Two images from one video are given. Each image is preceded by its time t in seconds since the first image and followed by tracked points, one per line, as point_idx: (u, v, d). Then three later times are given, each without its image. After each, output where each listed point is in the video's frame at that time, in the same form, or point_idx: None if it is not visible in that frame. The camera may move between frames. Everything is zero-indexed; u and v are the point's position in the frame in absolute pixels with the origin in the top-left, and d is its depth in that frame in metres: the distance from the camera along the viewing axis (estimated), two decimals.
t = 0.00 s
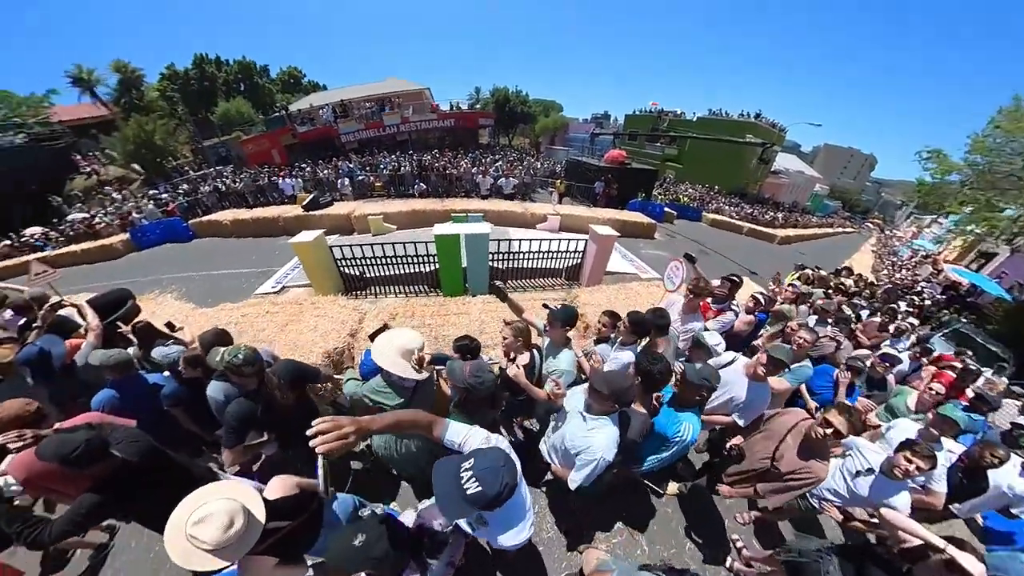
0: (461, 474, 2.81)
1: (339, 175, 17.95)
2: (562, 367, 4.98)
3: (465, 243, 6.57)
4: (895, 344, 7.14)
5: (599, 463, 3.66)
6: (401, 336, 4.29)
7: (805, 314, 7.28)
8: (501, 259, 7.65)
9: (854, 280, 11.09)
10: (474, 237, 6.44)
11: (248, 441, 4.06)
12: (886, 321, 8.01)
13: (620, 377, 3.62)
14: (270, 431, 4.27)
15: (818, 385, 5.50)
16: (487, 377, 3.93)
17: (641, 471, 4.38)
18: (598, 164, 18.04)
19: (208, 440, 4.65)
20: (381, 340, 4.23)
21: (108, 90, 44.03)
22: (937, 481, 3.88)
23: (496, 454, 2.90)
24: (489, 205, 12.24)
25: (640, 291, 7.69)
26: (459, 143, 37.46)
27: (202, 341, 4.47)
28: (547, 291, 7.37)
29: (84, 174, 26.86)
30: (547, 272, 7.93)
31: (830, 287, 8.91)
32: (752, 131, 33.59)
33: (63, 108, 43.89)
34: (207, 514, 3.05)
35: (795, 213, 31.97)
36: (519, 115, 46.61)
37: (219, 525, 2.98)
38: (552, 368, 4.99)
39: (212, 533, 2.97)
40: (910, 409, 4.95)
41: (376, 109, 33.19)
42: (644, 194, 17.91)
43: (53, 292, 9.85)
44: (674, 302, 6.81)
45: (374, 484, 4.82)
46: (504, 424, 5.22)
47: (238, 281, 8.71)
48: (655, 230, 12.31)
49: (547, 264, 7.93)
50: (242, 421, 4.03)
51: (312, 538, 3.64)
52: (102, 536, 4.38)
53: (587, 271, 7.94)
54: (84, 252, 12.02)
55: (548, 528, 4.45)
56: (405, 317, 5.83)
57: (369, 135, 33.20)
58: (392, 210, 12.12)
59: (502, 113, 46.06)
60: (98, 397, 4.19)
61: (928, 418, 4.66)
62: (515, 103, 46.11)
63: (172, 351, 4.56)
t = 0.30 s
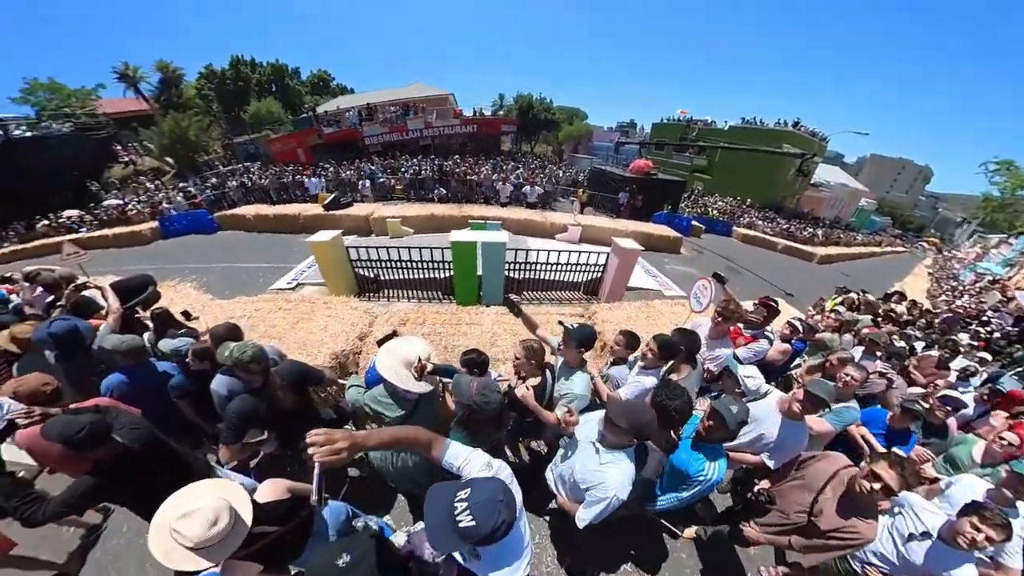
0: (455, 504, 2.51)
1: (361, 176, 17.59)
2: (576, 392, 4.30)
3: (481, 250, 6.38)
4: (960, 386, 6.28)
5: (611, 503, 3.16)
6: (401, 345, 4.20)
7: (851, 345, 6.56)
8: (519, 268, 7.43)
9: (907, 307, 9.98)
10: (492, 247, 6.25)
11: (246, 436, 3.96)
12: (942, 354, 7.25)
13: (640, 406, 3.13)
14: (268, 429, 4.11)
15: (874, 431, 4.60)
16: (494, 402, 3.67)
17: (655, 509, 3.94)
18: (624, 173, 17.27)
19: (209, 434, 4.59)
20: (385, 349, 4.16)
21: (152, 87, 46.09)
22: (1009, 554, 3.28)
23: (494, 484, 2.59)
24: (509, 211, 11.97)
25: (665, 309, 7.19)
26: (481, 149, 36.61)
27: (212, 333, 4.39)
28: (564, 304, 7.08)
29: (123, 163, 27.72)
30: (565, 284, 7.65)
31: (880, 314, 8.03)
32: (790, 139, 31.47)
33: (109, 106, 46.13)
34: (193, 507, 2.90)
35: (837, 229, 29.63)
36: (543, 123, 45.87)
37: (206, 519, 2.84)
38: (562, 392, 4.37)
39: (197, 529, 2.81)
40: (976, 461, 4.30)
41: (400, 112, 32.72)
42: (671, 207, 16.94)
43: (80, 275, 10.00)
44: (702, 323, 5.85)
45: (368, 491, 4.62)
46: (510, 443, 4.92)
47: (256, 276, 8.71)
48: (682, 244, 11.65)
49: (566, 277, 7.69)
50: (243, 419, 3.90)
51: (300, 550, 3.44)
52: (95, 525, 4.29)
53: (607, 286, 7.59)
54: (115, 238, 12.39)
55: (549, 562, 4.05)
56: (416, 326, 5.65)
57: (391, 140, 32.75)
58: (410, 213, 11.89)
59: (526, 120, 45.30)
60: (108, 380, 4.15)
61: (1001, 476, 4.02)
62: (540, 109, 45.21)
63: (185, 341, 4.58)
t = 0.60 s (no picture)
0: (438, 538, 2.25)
1: (383, 179, 17.84)
2: (588, 420, 3.90)
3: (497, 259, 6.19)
4: None
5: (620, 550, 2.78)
6: (405, 353, 4.05)
7: (908, 383, 5.82)
8: (536, 279, 7.19)
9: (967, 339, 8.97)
10: (509, 257, 6.05)
11: (243, 436, 3.86)
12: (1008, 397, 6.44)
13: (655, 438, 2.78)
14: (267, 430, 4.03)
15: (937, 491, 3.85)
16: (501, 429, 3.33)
17: (670, 560, 3.47)
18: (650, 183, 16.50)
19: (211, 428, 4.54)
20: (391, 356, 4.02)
21: (192, 89, 48.06)
22: None
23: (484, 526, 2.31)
24: (528, 219, 11.75)
25: (689, 329, 6.73)
26: (504, 155, 36.11)
27: (220, 329, 4.32)
28: (581, 320, 6.78)
29: (160, 157, 29.07)
30: (583, 298, 7.36)
31: (940, 346, 7.17)
32: (832, 148, 29.05)
33: (151, 104, 48.54)
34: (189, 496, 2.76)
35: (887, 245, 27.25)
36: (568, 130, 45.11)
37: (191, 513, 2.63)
38: (573, 417, 3.98)
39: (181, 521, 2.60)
40: None
41: (424, 119, 32.80)
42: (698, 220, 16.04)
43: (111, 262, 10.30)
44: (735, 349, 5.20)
45: (358, 504, 4.39)
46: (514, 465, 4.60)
47: (274, 272, 8.75)
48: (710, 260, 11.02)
49: (585, 290, 7.40)
50: (241, 419, 3.82)
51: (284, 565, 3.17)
52: (92, 505, 4.27)
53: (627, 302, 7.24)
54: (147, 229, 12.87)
55: None
56: (425, 334, 5.49)
57: (413, 144, 32.69)
58: (427, 217, 11.67)
59: (550, 127, 44.46)
60: (118, 365, 4.16)
61: None
62: (565, 116, 44.48)
63: (195, 332, 4.59)
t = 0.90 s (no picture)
0: None
1: (405, 183, 17.75)
2: (603, 454, 3.54)
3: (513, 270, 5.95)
4: None
5: None
6: (413, 357, 3.83)
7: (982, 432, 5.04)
8: (553, 292, 6.89)
9: None
10: (527, 267, 5.81)
11: (237, 438, 3.87)
12: None
13: (675, 483, 2.39)
14: (261, 433, 3.99)
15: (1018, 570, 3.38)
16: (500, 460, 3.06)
17: None
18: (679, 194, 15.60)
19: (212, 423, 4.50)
20: (393, 361, 3.80)
21: (231, 92, 51.22)
22: None
23: None
24: (549, 230, 11.47)
25: (716, 352, 6.25)
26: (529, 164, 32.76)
27: (227, 326, 4.33)
28: (598, 337, 6.44)
29: (193, 154, 29.59)
30: (602, 314, 6.99)
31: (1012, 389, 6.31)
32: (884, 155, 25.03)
33: (189, 106, 50.56)
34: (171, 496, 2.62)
35: (950, 264, 24.52)
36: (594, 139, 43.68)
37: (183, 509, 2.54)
38: (586, 448, 3.62)
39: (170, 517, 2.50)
40: None
41: (448, 124, 30.03)
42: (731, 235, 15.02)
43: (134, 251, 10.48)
44: (773, 384, 4.56)
45: (349, 519, 4.18)
46: (517, 494, 4.25)
47: (291, 271, 8.78)
48: (743, 278, 10.38)
49: (605, 307, 7.04)
50: (237, 420, 3.83)
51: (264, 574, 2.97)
52: (89, 487, 4.27)
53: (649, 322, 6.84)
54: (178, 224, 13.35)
55: None
56: (434, 343, 5.32)
57: (439, 151, 29.83)
58: (446, 222, 11.49)
59: (576, 134, 42.75)
60: (129, 354, 4.22)
61: None
62: (590, 124, 43.08)
63: (202, 327, 4.60)
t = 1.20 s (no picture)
0: None
1: (427, 188, 17.80)
2: (626, 487, 3.19)
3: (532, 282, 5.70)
4: None
5: None
6: (429, 369, 3.53)
7: None
8: (574, 305, 6.59)
9: None
10: (549, 279, 5.56)
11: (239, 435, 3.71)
12: None
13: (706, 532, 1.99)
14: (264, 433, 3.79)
15: None
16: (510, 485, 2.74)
17: None
18: (710, 207, 14.82)
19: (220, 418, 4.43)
20: (406, 369, 3.52)
21: (267, 96, 54.12)
22: None
23: None
24: (572, 239, 11.19)
25: (749, 378, 5.75)
26: (552, 171, 32.24)
27: (241, 322, 4.26)
28: (619, 355, 6.09)
29: (226, 153, 30.60)
30: (624, 330, 6.63)
31: None
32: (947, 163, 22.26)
33: (227, 110, 52.91)
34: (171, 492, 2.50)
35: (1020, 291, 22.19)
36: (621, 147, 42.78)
37: (176, 509, 2.41)
38: (606, 478, 3.29)
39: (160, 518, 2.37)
40: None
41: (472, 131, 29.85)
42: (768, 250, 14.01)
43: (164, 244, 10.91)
44: (816, 417, 4.06)
45: (348, 531, 3.99)
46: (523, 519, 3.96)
47: (311, 270, 8.86)
48: (782, 297, 9.71)
49: (628, 323, 6.67)
50: (243, 417, 3.68)
51: None
52: (97, 470, 4.37)
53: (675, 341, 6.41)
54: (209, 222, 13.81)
55: None
56: (447, 352, 5.13)
57: (463, 156, 29.66)
58: (466, 228, 11.38)
59: (602, 143, 41.96)
60: (148, 341, 4.26)
61: None
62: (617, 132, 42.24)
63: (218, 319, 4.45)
